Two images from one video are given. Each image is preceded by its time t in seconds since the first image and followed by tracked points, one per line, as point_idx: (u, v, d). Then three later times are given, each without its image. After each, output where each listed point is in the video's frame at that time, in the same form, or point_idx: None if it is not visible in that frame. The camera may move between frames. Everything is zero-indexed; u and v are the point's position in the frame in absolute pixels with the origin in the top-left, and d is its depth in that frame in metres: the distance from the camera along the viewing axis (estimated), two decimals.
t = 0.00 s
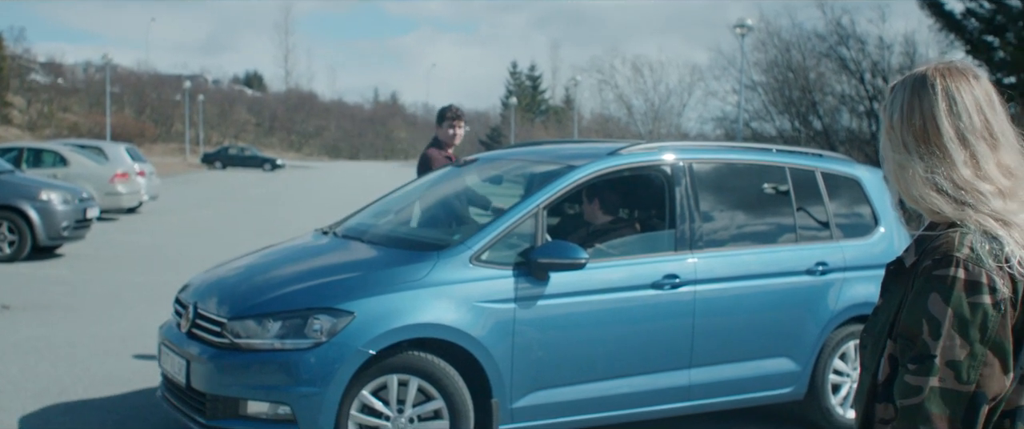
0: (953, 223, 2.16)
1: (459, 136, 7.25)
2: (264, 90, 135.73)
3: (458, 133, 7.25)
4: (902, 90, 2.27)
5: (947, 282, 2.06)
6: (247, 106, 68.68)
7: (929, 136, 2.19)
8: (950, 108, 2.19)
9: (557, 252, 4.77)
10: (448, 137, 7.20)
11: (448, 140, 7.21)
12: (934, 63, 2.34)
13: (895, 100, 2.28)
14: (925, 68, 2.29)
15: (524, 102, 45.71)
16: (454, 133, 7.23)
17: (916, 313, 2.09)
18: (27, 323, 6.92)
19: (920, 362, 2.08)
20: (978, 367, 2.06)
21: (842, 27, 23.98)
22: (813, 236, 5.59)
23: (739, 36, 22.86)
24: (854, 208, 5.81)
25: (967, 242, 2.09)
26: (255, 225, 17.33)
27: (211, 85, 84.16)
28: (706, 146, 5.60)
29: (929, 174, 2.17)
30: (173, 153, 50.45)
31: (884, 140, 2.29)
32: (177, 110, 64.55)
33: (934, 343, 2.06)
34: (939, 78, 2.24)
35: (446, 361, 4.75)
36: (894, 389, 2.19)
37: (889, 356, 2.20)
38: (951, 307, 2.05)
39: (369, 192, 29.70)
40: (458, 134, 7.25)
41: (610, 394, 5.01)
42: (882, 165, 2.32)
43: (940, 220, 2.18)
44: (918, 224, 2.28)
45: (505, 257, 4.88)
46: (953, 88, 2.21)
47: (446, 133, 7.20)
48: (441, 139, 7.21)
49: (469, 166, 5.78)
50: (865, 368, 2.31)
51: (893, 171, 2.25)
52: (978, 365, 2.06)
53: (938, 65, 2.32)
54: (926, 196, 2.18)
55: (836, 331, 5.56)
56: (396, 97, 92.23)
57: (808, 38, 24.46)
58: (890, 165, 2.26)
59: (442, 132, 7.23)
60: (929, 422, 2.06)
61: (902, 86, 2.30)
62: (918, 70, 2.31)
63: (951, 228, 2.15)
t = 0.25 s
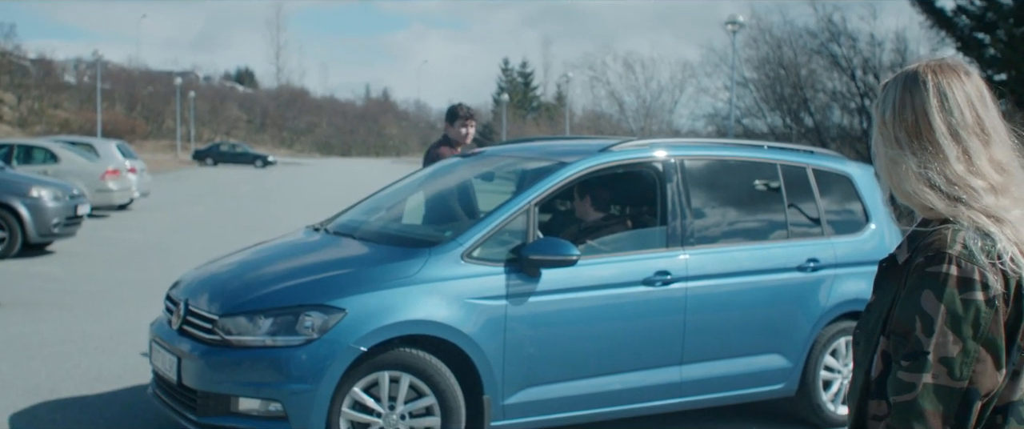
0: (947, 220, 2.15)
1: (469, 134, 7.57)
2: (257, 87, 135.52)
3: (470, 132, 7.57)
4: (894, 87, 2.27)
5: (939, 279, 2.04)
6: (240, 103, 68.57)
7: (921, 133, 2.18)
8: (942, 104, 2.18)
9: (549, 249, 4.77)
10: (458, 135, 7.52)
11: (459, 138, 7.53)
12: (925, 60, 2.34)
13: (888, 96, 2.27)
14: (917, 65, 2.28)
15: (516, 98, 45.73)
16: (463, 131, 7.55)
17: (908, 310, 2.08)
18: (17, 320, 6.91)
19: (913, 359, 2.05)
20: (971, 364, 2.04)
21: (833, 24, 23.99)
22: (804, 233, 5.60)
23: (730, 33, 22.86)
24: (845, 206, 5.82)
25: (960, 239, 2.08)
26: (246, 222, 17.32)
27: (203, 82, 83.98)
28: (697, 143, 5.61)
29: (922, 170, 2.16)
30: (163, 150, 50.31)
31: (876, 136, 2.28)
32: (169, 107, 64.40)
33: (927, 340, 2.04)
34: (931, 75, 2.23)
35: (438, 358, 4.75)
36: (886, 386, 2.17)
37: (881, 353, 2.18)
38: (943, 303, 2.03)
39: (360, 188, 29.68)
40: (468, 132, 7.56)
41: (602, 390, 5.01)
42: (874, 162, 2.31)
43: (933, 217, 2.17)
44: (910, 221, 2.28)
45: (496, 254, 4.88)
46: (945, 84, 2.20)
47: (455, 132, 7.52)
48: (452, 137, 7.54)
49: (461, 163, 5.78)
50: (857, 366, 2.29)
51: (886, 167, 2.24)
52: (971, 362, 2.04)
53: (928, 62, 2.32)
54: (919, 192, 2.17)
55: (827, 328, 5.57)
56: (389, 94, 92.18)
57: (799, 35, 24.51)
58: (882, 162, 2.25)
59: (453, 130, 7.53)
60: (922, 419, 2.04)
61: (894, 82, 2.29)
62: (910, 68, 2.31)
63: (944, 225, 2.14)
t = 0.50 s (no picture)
0: (940, 216, 2.15)
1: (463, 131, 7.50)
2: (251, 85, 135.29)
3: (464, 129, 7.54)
4: (884, 84, 2.27)
5: (934, 275, 2.05)
6: (232, 100, 68.44)
7: (914, 129, 2.18)
8: (933, 100, 2.18)
9: (541, 246, 4.77)
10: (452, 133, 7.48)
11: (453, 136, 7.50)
12: (916, 56, 2.34)
13: (879, 92, 2.27)
14: (907, 62, 2.28)
15: (508, 94, 45.75)
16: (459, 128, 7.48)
17: (903, 306, 2.08)
18: (8, 317, 6.90)
19: (910, 355, 2.06)
20: (966, 359, 2.04)
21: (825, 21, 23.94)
22: (795, 230, 5.61)
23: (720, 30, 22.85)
24: (837, 202, 5.83)
25: (954, 235, 2.08)
26: (238, 219, 17.28)
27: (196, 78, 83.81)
28: (689, 139, 5.62)
29: (914, 167, 2.16)
30: (154, 146, 50.19)
31: (868, 132, 2.27)
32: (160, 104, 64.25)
33: (923, 336, 2.04)
34: (921, 72, 2.23)
35: (430, 355, 4.74)
36: (881, 381, 2.17)
37: (875, 349, 2.18)
38: (938, 300, 2.04)
39: (352, 185, 29.63)
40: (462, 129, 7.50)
41: (594, 387, 5.02)
42: (865, 158, 2.31)
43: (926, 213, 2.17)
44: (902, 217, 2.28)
45: (488, 251, 4.88)
46: (936, 81, 2.21)
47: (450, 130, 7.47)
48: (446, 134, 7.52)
49: (452, 160, 5.79)
50: (851, 362, 2.29)
51: (879, 164, 2.24)
52: (967, 358, 2.04)
53: (919, 58, 2.32)
54: (912, 189, 2.17)
55: (819, 325, 5.58)
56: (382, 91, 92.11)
57: (791, 32, 24.39)
58: (875, 158, 2.25)
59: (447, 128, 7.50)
60: (919, 414, 2.04)
61: (884, 78, 2.29)
62: (901, 64, 2.31)
63: (937, 221, 2.14)
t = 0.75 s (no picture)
0: (933, 212, 2.15)
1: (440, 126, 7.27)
2: (245, 82, 135.14)
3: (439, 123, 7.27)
4: (876, 81, 2.27)
5: (929, 272, 2.05)
6: (225, 97, 68.33)
7: (906, 126, 2.19)
8: (925, 97, 2.19)
9: (534, 243, 4.77)
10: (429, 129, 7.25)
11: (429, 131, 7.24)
12: (906, 53, 2.34)
13: (871, 90, 2.27)
14: (899, 60, 2.29)
15: (501, 91, 45.73)
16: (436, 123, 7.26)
17: (899, 302, 2.08)
18: None
19: (905, 351, 2.06)
20: (962, 356, 2.04)
21: (818, 18, 23.97)
22: (788, 227, 5.62)
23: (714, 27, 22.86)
24: (830, 199, 5.84)
25: (948, 232, 2.09)
26: (230, 216, 17.26)
27: (189, 75, 83.62)
28: (681, 136, 5.63)
29: (908, 164, 2.17)
30: (146, 143, 50.10)
31: (860, 130, 2.28)
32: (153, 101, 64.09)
33: (919, 333, 2.04)
34: (913, 69, 2.24)
35: (423, 352, 4.74)
36: (875, 378, 2.17)
37: (869, 346, 2.18)
38: (934, 296, 2.04)
39: (345, 182, 29.60)
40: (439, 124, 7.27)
41: (587, 383, 5.02)
42: (858, 154, 2.31)
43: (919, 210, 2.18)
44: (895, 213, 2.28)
45: (481, 248, 4.88)
46: (928, 78, 2.21)
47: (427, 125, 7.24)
48: (422, 130, 7.26)
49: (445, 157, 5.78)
50: (844, 358, 2.28)
51: (871, 161, 2.24)
52: (962, 354, 2.04)
53: (910, 55, 2.32)
54: (905, 186, 2.17)
55: (812, 322, 5.59)
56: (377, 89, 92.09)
57: (785, 29, 24.34)
58: (868, 155, 2.25)
59: (423, 123, 7.26)
60: (914, 411, 2.04)
61: (876, 76, 2.30)
62: (892, 61, 2.31)
63: (930, 217, 2.15)
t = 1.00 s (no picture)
0: (925, 209, 2.16)
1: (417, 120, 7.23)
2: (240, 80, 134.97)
3: (416, 117, 7.23)
4: (870, 78, 2.27)
5: (920, 269, 2.06)
6: (219, 94, 68.23)
7: (900, 124, 2.19)
8: (919, 94, 2.19)
9: (527, 240, 4.78)
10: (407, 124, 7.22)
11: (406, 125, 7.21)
12: (899, 50, 2.35)
13: (865, 86, 2.27)
14: (893, 57, 2.29)
15: (495, 88, 45.69)
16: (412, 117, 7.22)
17: (891, 298, 2.09)
18: None
19: (897, 348, 2.06)
20: (953, 352, 2.05)
21: (812, 15, 23.98)
22: (782, 224, 5.63)
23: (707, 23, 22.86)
24: (823, 196, 5.86)
25: (940, 229, 2.09)
26: (224, 213, 17.25)
27: (183, 72, 83.46)
28: (675, 133, 5.64)
29: (902, 161, 2.17)
30: (140, 140, 50.00)
31: (854, 127, 2.28)
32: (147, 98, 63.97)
33: (911, 329, 2.05)
34: (907, 66, 2.24)
35: (417, 349, 4.75)
36: (867, 374, 2.18)
37: (862, 342, 2.19)
38: (926, 293, 2.04)
39: (339, 180, 29.58)
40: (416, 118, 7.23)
41: (581, 380, 5.03)
42: (851, 151, 2.32)
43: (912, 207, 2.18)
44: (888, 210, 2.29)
45: (475, 245, 4.88)
46: (921, 76, 2.21)
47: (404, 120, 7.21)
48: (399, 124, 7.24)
49: (440, 153, 5.79)
50: (836, 354, 2.29)
51: (865, 158, 2.25)
52: (954, 350, 2.05)
53: (903, 52, 2.33)
54: (899, 183, 2.17)
55: (805, 318, 5.60)
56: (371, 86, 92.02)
57: (778, 26, 24.42)
58: (861, 152, 2.26)
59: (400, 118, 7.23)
60: (906, 407, 2.05)
61: (870, 73, 2.30)
62: (886, 58, 2.32)
63: (923, 214, 2.15)
